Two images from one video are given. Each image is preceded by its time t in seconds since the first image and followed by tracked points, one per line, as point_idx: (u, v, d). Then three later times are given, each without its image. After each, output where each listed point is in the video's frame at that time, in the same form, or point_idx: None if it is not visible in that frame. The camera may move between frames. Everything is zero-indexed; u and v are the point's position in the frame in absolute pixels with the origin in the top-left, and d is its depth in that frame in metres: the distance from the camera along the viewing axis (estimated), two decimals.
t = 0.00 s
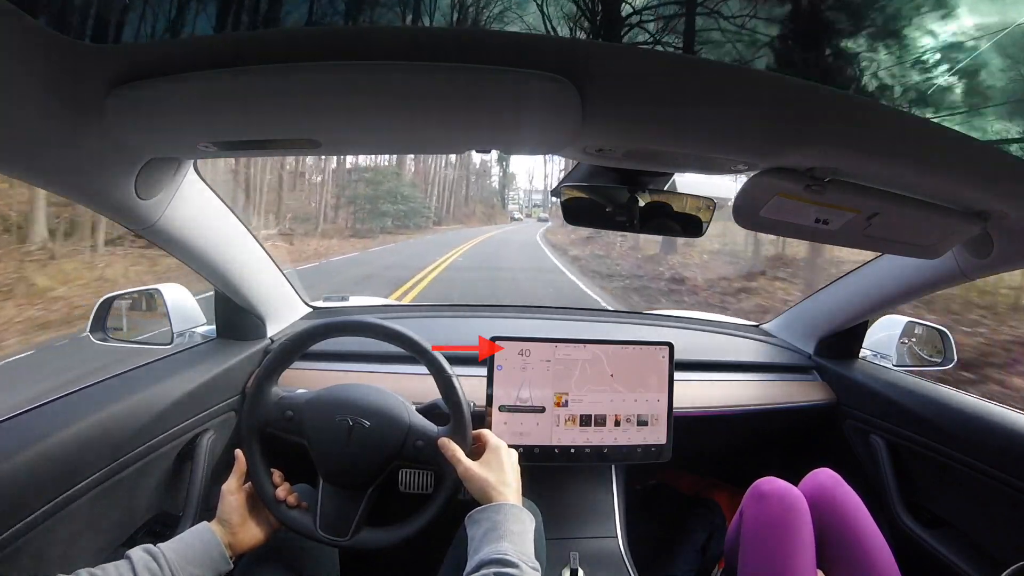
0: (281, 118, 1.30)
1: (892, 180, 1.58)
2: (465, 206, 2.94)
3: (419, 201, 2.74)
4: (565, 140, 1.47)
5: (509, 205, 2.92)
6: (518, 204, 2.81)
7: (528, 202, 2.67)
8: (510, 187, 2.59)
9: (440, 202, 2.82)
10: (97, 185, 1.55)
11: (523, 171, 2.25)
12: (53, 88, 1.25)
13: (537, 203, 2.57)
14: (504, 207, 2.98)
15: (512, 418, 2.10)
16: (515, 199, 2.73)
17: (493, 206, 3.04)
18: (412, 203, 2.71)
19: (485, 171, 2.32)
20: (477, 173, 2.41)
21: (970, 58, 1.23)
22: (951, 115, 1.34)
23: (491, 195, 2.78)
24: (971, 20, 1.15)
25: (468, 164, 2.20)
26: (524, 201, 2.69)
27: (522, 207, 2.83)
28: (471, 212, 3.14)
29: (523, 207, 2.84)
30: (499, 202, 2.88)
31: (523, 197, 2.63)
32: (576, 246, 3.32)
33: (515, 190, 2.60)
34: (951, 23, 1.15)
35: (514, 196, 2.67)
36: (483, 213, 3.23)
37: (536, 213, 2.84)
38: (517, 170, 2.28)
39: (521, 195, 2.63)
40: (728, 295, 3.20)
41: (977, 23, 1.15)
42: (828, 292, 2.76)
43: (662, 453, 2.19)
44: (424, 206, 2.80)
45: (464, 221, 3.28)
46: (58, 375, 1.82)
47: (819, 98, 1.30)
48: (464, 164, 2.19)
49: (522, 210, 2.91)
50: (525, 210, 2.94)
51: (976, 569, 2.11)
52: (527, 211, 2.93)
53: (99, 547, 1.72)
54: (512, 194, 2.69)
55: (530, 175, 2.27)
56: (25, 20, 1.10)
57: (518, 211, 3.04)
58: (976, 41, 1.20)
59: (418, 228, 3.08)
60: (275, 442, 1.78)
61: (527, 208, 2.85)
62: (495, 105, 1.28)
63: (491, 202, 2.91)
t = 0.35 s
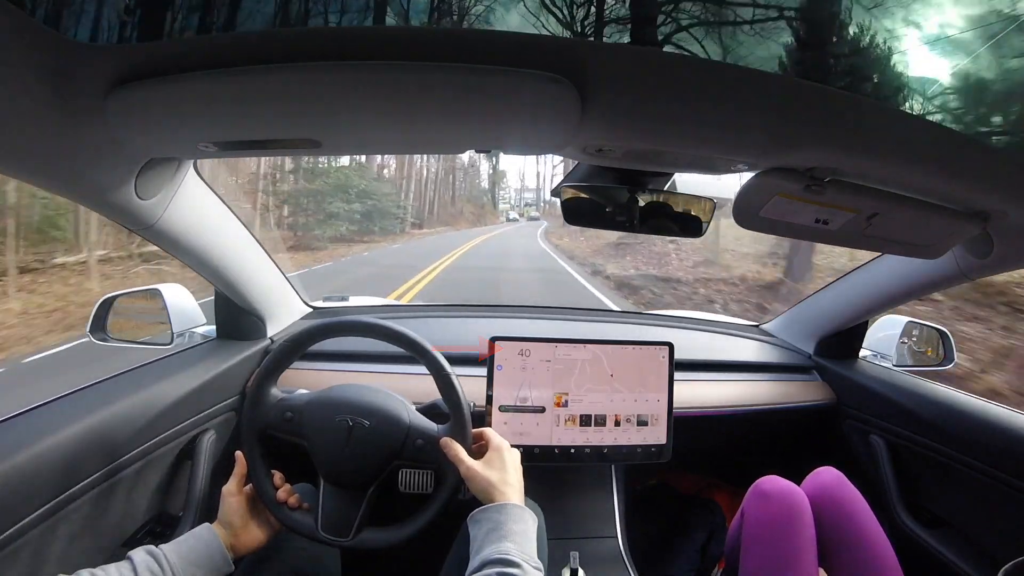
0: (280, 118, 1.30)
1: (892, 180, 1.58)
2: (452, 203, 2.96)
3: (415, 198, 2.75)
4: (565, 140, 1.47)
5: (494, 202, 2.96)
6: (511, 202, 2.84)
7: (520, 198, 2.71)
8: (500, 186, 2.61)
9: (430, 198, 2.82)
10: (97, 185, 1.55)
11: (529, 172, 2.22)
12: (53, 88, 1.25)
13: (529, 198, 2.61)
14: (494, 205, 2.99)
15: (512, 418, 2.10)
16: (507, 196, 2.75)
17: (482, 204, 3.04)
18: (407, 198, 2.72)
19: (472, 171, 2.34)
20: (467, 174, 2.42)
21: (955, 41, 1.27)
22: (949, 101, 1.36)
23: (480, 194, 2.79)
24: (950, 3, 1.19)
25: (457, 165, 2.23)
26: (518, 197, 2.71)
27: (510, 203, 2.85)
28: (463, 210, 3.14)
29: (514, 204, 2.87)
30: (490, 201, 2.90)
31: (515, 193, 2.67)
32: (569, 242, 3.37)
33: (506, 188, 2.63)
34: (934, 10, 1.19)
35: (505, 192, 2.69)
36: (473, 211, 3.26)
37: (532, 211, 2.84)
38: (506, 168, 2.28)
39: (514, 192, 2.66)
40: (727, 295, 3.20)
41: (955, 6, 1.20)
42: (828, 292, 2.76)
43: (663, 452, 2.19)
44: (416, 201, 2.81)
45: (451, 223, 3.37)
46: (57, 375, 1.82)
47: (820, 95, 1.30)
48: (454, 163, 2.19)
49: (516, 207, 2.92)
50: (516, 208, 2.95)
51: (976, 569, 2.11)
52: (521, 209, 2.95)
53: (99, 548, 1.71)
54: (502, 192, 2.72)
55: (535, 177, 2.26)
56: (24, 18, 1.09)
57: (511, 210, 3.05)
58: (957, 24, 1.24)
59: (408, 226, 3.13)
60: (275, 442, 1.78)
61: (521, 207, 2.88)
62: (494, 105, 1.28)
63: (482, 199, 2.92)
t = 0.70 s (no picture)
0: (281, 118, 1.30)
1: (894, 180, 1.58)
2: (438, 213, 2.96)
3: (408, 203, 2.75)
4: (565, 140, 1.47)
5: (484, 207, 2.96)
6: (502, 207, 2.88)
7: (513, 203, 2.73)
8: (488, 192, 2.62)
9: (420, 207, 2.85)
10: (97, 185, 1.55)
11: (529, 179, 2.20)
12: (53, 88, 1.25)
13: (521, 202, 2.65)
14: (483, 210, 2.99)
15: (512, 418, 2.10)
16: (497, 199, 2.77)
17: (471, 212, 3.05)
18: (402, 202, 2.72)
19: (462, 174, 2.34)
20: (457, 180, 2.43)
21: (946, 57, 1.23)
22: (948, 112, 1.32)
23: (471, 199, 2.79)
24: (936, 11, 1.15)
25: (452, 168, 2.25)
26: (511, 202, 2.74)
27: (503, 208, 2.90)
28: (458, 218, 3.15)
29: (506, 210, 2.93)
30: (479, 205, 2.90)
31: (506, 198, 2.69)
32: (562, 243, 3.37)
33: (496, 193, 2.64)
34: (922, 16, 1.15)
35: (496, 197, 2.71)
36: (457, 225, 3.26)
37: (528, 213, 2.85)
38: (498, 170, 2.23)
39: (504, 197, 2.68)
40: (727, 295, 3.20)
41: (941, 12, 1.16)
42: (827, 292, 2.76)
43: (663, 453, 2.19)
44: (409, 206, 2.81)
45: (437, 229, 3.21)
46: (58, 376, 1.82)
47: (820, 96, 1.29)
48: (446, 166, 2.20)
49: (510, 212, 2.96)
50: (510, 211, 2.99)
51: (975, 569, 2.11)
52: (515, 213, 2.98)
53: (100, 548, 1.72)
54: (492, 196, 2.73)
55: (532, 184, 2.25)
56: (26, 19, 1.09)
57: (499, 213, 3.07)
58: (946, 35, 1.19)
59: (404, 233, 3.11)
60: (275, 441, 1.78)
61: (515, 210, 2.90)
62: (493, 106, 1.28)
63: (472, 206, 2.94)
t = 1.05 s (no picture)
0: (281, 118, 1.31)
1: (894, 180, 1.58)
2: (421, 207, 2.98)
3: (399, 199, 2.78)
4: (565, 140, 1.47)
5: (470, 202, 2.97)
6: (492, 202, 2.92)
7: (502, 199, 2.78)
8: (474, 187, 2.66)
9: (413, 199, 2.84)
10: (98, 185, 1.55)
11: (523, 169, 2.22)
12: (53, 88, 1.25)
13: (511, 198, 2.69)
14: (472, 204, 2.99)
15: (512, 418, 2.10)
16: (487, 194, 2.78)
17: (460, 206, 3.06)
18: (393, 195, 2.73)
19: (454, 169, 2.33)
20: (445, 174, 2.43)
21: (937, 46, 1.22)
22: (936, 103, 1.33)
23: (462, 194, 2.79)
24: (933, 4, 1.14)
25: (442, 164, 2.23)
26: (501, 197, 2.79)
27: (492, 204, 2.98)
28: (445, 211, 3.17)
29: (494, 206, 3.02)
30: (468, 201, 2.92)
31: (495, 193, 2.73)
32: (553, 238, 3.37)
33: (484, 186, 2.64)
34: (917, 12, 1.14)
35: (484, 189, 2.71)
36: (444, 214, 3.29)
37: (524, 211, 2.85)
38: (488, 166, 2.20)
39: (493, 191, 2.71)
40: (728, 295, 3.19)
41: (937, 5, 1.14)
42: (828, 292, 2.76)
43: (662, 453, 2.19)
44: (401, 201, 2.83)
45: (421, 222, 3.32)
46: (57, 376, 1.82)
47: (820, 96, 1.30)
48: (439, 163, 2.20)
49: (500, 208, 3.01)
50: (501, 208, 3.04)
51: (975, 569, 2.11)
52: (506, 210, 3.04)
53: (100, 548, 1.72)
54: (481, 192, 2.75)
55: (535, 178, 2.25)
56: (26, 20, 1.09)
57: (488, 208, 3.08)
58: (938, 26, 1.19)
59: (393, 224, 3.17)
60: (275, 441, 1.78)
61: (506, 206, 2.95)
62: (493, 106, 1.28)
63: (461, 202, 2.97)
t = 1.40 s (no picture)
0: (281, 118, 1.30)
1: (895, 180, 1.58)
2: (397, 205, 2.94)
3: (389, 197, 2.75)
4: (566, 140, 1.46)
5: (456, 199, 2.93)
6: (480, 199, 2.88)
7: (492, 197, 2.76)
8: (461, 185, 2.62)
9: (402, 197, 2.81)
10: (98, 185, 1.55)
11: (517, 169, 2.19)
12: (52, 88, 1.25)
13: (501, 195, 2.67)
14: (459, 202, 2.98)
15: (512, 418, 2.10)
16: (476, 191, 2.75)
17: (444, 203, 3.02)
18: (377, 191, 2.72)
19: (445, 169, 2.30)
20: (432, 173, 2.38)
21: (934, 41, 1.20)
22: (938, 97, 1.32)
23: (454, 193, 2.77)
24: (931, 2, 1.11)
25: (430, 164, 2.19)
26: (491, 196, 2.77)
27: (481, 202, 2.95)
28: (428, 209, 3.14)
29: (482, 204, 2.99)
30: (453, 198, 2.87)
31: (486, 192, 2.70)
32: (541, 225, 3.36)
33: (473, 184, 2.61)
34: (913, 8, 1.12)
35: (470, 187, 2.67)
36: (423, 210, 3.27)
37: (517, 209, 2.84)
38: (478, 166, 2.15)
39: (483, 189, 2.69)
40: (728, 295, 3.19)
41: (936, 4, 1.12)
42: (828, 292, 2.76)
43: (663, 453, 2.18)
44: (390, 198, 2.80)
45: (403, 219, 3.32)
46: (57, 376, 1.82)
47: (821, 96, 1.29)
48: (430, 163, 2.18)
49: (491, 206, 2.99)
50: (493, 206, 3.01)
51: (975, 569, 2.12)
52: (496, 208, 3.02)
53: (100, 548, 1.71)
54: (468, 189, 2.72)
55: (534, 177, 2.23)
56: (26, 19, 1.09)
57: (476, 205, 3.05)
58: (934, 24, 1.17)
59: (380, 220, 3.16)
60: (275, 442, 1.78)
61: (497, 204, 2.92)
62: (492, 105, 1.28)
63: (449, 200, 2.95)
